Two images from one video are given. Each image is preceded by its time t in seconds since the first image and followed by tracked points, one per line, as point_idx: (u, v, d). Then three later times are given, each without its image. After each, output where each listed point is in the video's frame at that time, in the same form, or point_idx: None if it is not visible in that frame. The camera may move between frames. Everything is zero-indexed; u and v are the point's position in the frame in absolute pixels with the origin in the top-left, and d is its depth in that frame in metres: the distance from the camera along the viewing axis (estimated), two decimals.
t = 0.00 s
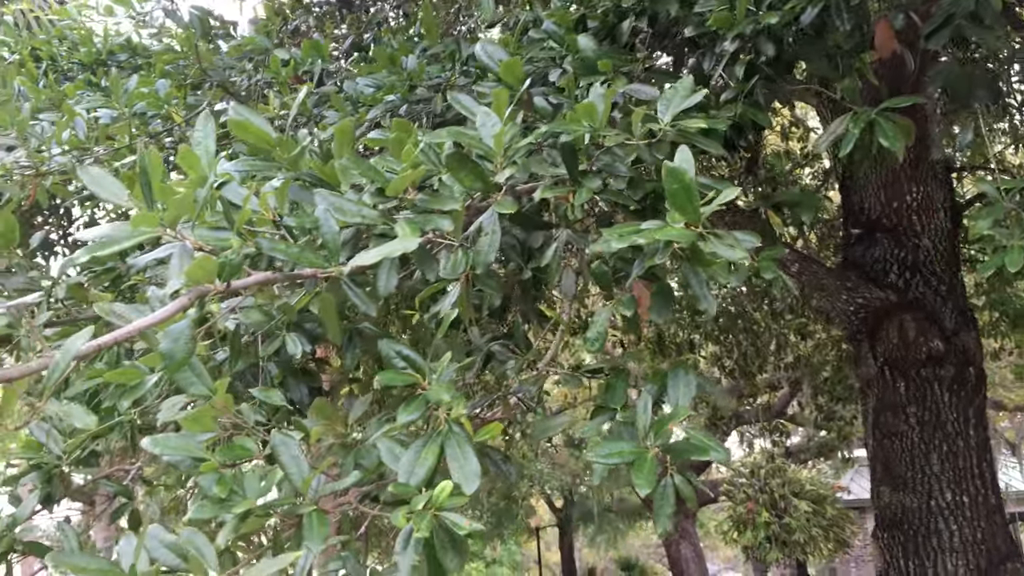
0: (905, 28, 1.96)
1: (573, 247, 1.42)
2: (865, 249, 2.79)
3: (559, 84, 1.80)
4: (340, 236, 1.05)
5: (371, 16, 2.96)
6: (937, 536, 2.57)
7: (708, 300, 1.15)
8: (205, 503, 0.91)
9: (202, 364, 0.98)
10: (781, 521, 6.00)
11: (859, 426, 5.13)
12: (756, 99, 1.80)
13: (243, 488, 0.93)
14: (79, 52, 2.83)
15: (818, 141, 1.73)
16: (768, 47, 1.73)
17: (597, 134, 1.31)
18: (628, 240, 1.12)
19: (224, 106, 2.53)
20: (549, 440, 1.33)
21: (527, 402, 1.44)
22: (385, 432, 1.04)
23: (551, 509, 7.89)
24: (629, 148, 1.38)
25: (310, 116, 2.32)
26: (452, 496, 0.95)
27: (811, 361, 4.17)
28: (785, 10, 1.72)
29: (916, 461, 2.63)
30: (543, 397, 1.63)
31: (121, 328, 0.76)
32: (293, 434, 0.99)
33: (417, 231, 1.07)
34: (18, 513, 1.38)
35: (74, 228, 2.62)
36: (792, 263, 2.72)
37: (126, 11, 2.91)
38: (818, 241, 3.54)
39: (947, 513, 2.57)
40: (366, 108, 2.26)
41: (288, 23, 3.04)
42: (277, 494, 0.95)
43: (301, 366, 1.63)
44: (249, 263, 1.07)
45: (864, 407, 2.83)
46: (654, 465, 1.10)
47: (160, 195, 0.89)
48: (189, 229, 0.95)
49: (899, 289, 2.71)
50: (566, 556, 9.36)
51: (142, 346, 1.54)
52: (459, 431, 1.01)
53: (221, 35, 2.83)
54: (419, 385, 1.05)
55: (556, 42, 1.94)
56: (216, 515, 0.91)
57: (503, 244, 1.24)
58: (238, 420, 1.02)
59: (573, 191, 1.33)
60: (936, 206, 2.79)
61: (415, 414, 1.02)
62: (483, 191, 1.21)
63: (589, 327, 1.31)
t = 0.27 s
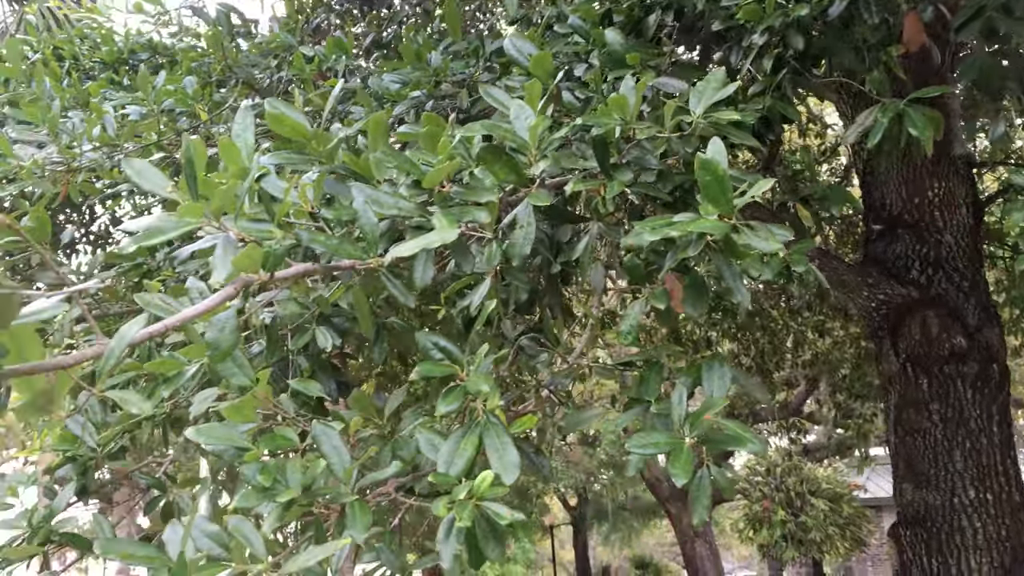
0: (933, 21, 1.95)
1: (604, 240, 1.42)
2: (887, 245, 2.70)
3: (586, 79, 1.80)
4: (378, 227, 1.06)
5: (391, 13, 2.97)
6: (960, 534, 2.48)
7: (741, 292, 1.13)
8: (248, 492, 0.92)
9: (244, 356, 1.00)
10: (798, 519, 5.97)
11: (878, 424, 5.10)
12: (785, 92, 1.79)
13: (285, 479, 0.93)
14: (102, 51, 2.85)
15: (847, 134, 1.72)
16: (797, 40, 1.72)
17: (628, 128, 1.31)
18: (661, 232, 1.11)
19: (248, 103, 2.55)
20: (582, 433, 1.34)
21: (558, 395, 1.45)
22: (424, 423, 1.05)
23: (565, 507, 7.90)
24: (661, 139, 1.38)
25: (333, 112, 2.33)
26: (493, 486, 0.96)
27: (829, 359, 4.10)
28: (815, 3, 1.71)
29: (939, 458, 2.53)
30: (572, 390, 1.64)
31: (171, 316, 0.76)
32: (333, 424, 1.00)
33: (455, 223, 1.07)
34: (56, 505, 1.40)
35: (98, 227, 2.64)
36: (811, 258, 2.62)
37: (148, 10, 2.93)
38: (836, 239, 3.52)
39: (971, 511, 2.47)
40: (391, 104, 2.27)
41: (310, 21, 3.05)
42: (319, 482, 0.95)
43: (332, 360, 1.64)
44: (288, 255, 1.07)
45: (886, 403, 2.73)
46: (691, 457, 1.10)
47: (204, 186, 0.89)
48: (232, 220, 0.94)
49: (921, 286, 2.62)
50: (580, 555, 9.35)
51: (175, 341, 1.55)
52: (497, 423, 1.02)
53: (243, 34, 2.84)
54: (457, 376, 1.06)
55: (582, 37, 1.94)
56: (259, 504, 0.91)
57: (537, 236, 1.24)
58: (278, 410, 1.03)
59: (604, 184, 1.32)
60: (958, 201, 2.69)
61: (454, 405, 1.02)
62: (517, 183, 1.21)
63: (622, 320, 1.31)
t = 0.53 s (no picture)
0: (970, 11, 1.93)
1: (640, 230, 1.41)
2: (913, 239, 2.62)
3: (619, 70, 1.79)
4: (422, 216, 1.07)
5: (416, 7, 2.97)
6: (987, 530, 2.43)
7: (782, 280, 1.12)
8: (294, 476, 0.91)
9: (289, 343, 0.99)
10: (817, 516, 6.00)
11: (901, 419, 5.07)
12: (819, 83, 1.78)
13: (330, 464, 0.91)
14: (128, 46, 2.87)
15: (883, 125, 1.71)
16: (833, 30, 1.71)
17: (667, 117, 1.31)
18: (701, 219, 1.10)
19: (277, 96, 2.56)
20: (618, 422, 1.33)
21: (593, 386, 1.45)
22: (465, 410, 1.05)
23: (584, 502, 7.92)
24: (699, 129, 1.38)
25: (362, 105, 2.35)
26: (536, 473, 0.95)
27: (852, 354, 4.04)
28: None
29: (966, 453, 2.48)
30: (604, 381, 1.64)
31: (228, 302, 0.77)
32: (375, 411, 0.99)
33: (496, 212, 1.07)
34: (96, 491, 1.41)
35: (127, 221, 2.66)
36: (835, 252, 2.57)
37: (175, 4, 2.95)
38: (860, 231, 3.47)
39: (999, 506, 2.43)
40: (422, 96, 2.28)
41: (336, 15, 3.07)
42: (363, 466, 0.95)
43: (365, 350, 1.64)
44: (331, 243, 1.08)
45: (911, 398, 2.68)
46: (730, 446, 1.09)
47: (255, 175, 0.90)
48: (279, 210, 0.95)
49: (948, 280, 2.55)
50: (596, 551, 9.35)
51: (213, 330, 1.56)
52: (537, 411, 1.01)
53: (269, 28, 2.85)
54: (497, 363, 1.05)
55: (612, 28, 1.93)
56: (306, 487, 0.91)
57: (576, 225, 1.25)
58: (322, 396, 1.03)
59: (641, 173, 1.33)
60: (986, 195, 2.64)
61: (495, 393, 1.01)
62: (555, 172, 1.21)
63: (659, 309, 1.30)
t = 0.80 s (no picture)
0: None
1: (666, 221, 1.42)
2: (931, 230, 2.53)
3: (641, 62, 1.79)
4: (452, 207, 1.07)
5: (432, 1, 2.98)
6: (1009, 521, 2.40)
7: (809, 269, 1.11)
8: (330, 466, 0.93)
9: (323, 334, 1.00)
10: (833, 509, 5.96)
11: (919, 411, 5.05)
12: (843, 73, 1.77)
13: (366, 454, 0.93)
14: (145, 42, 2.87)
15: (909, 114, 1.71)
16: (857, 19, 1.70)
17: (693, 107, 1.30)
18: (727, 208, 1.09)
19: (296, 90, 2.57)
20: (646, 411, 1.34)
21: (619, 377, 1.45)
22: (498, 399, 1.06)
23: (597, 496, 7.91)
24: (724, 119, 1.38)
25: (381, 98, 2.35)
26: (570, 461, 0.96)
27: (868, 346, 3.98)
28: None
29: (987, 445, 2.45)
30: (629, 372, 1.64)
31: (266, 292, 0.78)
32: (411, 400, 1.00)
33: (526, 202, 1.08)
34: (128, 482, 1.43)
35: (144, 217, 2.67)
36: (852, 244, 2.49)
37: None
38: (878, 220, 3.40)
39: (1020, 497, 2.40)
40: (442, 89, 2.28)
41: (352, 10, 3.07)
42: (399, 455, 0.96)
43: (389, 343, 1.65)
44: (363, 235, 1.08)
45: (930, 389, 2.64)
46: (762, 434, 1.10)
47: (290, 166, 0.91)
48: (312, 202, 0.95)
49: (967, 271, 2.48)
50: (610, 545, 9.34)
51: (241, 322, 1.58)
52: (571, 400, 1.02)
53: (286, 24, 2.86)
54: (530, 353, 1.06)
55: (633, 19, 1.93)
56: (344, 476, 0.92)
57: (604, 215, 1.25)
58: (355, 386, 1.04)
59: (667, 163, 1.32)
60: (1005, 183, 2.56)
61: (529, 381, 1.02)
62: (583, 162, 1.21)
63: (687, 299, 1.30)
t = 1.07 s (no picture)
0: None
1: (689, 215, 1.41)
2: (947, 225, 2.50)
3: (660, 55, 1.79)
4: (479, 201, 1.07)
5: None
6: None
7: (837, 262, 1.11)
8: (360, 458, 0.94)
9: (352, 328, 1.01)
10: (846, 506, 5.90)
11: (935, 407, 5.02)
12: (863, 65, 1.77)
13: (396, 447, 0.94)
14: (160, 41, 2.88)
15: (929, 106, 1.70)
16: (878, 11, 1.70)
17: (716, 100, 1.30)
18: (755, 201, 1.10)
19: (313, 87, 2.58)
20: (670, 405, 1.34)
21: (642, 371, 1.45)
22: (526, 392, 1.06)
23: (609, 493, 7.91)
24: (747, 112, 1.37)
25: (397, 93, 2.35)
26: (599, 454, 0.96)
27: (883, 341, 3.92)
28: None
29: (1005, 440, 2.43)
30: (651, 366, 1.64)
31: (302, 284, 0.78)
32: (440, 394, 1.01)
33: (553, 196, 1.08)
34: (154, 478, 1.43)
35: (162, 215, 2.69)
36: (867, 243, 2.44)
37: None
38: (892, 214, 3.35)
39: None
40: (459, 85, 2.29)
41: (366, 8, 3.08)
42: (429, 448, 0.97)
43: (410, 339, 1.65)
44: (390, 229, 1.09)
45: (947, 384, 2.62)
46: (789, 427, 1.09)
47: (322, 161, 0.91)
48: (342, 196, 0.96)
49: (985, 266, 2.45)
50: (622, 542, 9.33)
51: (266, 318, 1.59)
52: (599, 393, 1.02)
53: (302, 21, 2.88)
54: (558, 346, 1.06)
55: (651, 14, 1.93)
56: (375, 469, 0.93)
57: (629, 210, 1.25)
58: (384, 380, 1.05)
59: (690, 157, 1.32)
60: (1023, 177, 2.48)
61: (556, 374, 1.02)
62: (608, 156, 1.21)
63: (711, 293, 1.30)
